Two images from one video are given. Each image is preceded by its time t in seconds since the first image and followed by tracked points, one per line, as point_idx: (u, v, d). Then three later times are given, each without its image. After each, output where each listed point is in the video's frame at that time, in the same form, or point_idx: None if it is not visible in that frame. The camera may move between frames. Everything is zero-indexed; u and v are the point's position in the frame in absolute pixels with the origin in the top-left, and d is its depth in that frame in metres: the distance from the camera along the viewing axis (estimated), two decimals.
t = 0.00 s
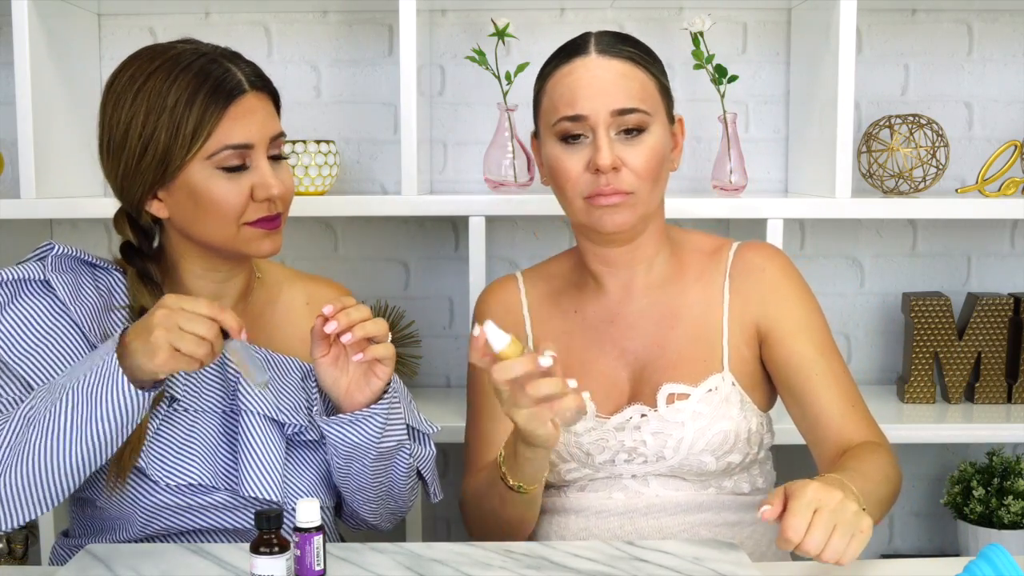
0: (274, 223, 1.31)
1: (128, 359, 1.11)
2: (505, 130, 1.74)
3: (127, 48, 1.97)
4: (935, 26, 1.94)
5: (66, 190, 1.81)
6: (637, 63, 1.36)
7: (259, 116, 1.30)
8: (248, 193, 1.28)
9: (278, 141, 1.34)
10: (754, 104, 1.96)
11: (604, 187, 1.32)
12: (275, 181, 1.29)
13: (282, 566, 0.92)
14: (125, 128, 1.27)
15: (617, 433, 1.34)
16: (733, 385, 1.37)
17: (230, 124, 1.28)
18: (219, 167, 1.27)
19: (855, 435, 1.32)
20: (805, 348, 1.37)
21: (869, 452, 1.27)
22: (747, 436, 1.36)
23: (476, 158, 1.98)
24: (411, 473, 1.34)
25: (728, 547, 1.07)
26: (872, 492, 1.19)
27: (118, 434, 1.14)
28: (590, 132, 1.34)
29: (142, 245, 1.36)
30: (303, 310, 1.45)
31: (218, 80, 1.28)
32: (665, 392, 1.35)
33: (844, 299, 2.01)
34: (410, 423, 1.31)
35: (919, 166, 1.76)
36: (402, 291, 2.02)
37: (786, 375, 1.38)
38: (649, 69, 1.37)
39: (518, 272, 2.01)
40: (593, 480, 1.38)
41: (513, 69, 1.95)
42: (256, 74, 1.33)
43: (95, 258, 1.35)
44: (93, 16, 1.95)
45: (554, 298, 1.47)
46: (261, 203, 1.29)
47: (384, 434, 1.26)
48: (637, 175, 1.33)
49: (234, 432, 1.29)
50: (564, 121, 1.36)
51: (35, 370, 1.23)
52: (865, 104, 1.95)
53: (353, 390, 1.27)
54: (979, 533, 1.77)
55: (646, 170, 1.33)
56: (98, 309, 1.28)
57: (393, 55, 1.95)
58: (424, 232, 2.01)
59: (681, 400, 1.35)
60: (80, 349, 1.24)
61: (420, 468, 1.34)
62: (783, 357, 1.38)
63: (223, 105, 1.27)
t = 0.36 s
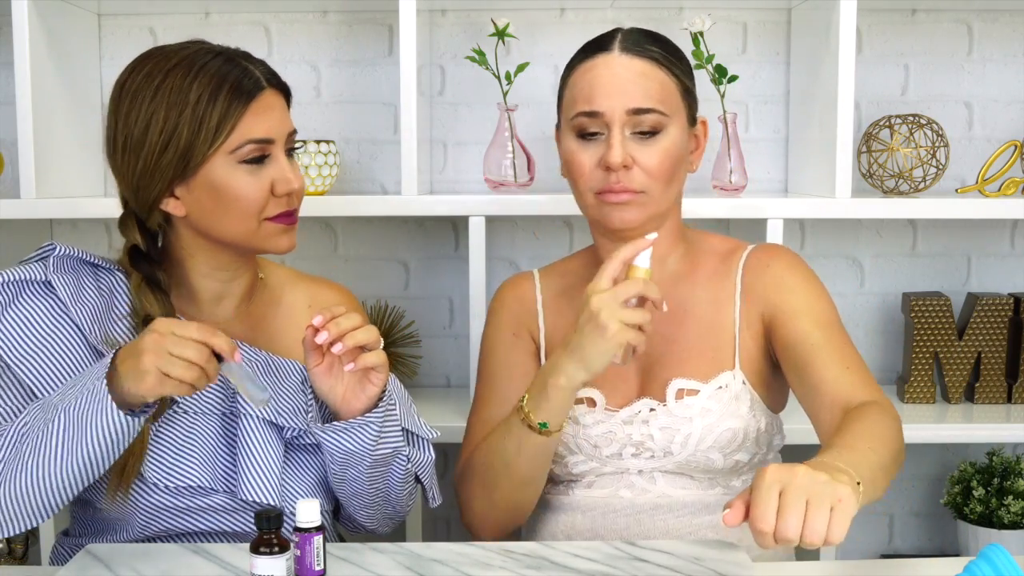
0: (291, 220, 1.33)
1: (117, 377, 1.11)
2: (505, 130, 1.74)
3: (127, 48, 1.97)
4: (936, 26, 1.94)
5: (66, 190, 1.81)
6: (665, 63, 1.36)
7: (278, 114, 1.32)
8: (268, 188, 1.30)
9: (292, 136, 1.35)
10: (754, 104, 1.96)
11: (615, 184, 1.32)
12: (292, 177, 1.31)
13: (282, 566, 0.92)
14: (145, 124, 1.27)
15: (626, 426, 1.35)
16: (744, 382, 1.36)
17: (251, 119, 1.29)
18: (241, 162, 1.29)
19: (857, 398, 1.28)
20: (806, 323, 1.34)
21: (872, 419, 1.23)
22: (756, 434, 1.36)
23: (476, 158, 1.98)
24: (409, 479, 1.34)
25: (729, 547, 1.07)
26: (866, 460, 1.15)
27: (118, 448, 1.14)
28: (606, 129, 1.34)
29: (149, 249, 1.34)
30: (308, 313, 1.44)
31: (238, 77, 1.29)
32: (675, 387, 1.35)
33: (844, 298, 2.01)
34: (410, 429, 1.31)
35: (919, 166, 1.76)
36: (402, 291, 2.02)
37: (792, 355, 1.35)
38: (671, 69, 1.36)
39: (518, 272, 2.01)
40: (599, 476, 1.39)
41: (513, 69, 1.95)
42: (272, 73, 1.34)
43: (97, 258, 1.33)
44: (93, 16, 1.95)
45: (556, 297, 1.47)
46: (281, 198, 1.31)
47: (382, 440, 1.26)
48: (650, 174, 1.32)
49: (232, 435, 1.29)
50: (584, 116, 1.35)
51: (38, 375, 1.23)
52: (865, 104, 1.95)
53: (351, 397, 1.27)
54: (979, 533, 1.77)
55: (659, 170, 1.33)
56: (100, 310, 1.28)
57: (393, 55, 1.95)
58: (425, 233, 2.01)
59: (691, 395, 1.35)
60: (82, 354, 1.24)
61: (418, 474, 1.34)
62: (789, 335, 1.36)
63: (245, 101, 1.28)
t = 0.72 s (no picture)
0: (306, 218, 1.35)
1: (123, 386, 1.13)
2: (505, 130, 1.74)
3: (127, 48, 1.97)
4: (936, 27, 1.94)
5: (66, 190, 1.81)
6: (672, 68, 1.34)
7: (295, 114, 1.34)
8: (289, 187, 1.31)
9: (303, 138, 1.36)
10: (754, 104, 1.96)
11: (605, 193, 1.34)
12: (310, 176, 1.32)
13: (282, 566, 0.92)
14: (167, 124, 1.26)
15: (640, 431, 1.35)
16: (762, 399, 1.37)
17: (272, 119, 1.30)
18: (263, 161, 1.29)
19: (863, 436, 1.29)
20: (826, 350, 1.35)
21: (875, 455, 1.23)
22: (769, 449, 1.37)
23: (476, 158, 1.98)
24: (413, 480, 1.34)
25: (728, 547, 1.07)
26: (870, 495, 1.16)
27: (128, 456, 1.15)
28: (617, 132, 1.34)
29: (164, 251, 1.35)
30: (310, 313, 1.46)
31: (257, 79, 1.30)
32: (692, 398, 1.35)
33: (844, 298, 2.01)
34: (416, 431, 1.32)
35: (919, 166, 1.76)
36: (402, 291, 2.03)
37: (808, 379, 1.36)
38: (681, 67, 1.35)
39: (518, 272, 2.02)
40: (609, 475, 1.39)
41: (513, 69, 1.95)
42: (285, 75, 1.36)
43: (101, 260, 1.34)
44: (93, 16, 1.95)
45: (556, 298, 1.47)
46: (300, 198, 1.33)
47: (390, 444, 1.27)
48: (663, 174, 1.32)
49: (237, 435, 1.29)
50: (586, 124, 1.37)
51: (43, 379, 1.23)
52: (865, 104, 1.95)
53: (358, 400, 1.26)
54: (979, 533, 1.77)
55: (670, 169, 1.32)
56: (105, 311, 1.28)
57: (393, 55, 1.95)
58: (425, 233, 2.01)
59: (708, 405, 1.36)
60: (88, 357, 1.25)
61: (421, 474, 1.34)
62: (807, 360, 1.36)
63: (262, 102, 1.29)
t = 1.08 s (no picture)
0: (297, 224, 1.37)
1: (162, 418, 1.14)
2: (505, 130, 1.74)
3: (127, 48, 1.97)
4: (936, 27, 1.94)
5: (66, 190, 1.81)
6: (696, 65, 1.34)
7: (289, 120, 1.34)
8: (281, 193, 1.32)
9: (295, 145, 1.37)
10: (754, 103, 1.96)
11: (619, 188, 1.35)
12: (302, 183, 1.33)
13: (281, 566, 0.92)
14: (160, 127, 1.27)
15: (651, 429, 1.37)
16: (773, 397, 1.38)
17: (266, 125, 1.31)
18: (255, 167, 1.30)
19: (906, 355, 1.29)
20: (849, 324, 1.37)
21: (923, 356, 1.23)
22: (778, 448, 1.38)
23: (476, 158, 1.98)
24: (406, 477, 1.35)
25: (729, 547, 1.07)
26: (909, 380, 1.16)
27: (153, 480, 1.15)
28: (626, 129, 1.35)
29: (154, 251, 1.35)
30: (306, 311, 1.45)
31: (254, 83, 1.31)
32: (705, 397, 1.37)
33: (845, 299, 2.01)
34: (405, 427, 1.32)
35: (919, 166, 1.76)
36: (402, 291, 2.03)
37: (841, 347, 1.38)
38: (701, 69, 1.34)
39: (518, 272, 2.02)
40: (618, 475, 1.39)
41: (513, 69, 1.95)
42: (281, 79, 1.37)
43: (93, 263, 1.35)
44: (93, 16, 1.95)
45: (555, 297, 1.47)
46: (291, 203, 1.33)
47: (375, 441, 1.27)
48: (660, 176, 1.33)
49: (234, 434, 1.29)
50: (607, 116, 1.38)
51: (43, 388, 1.25)
52: (865, 104, 1.95)
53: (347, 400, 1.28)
54: (978, 532, 1.77)
55: (676, 170, 1.33)
56: (99, 315, 1.30)
57: (393, 55, 1.95)
58: (425, 233, 2.01)
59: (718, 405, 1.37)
60: (85, 362, 1.27)
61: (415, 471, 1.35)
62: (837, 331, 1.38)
63: (257, 108, 1.30)
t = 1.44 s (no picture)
0: (264, 221, 1.38)
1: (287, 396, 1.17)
2: (505, 130, 1.74)
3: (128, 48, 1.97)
4: (936, 27, 1.94)
5: (66, 190, 1.81)
6: (662, 63, 1.35)
7: (249, 116, 1.35)
8: (244, 190, 1.33)
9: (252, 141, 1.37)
10: (754, 103, 1.96)
11: (589, 186, 1.36)
12: (264, 178, 1.34)
13: (281, 566, 0.92)
14: (120, 133, 1.29)
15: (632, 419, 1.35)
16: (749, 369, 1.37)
17: (225, 124, 1.32)
18: (218, 167, 1.31)
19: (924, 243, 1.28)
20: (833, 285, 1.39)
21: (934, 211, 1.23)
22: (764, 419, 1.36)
23: (476, 158, 1.98)
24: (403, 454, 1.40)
25: (729, 547, 1.07)
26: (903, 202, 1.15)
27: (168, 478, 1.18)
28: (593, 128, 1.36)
29: (124, 257, 1.37)
30: (280, 302, 1.48)
31: (210, 83, 1.31)
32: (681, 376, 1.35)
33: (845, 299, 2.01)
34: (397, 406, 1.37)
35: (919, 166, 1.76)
36: (402, 291, 2.02)
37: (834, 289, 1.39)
38: (668, 69, 1.35)
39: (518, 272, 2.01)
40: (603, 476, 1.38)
41: (513, 69, 1.95)
42: (239, 76, 1.38)
43: (63, 274, 1.36)
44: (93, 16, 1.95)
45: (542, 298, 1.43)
46: (256, 200, 1.34)
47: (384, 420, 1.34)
48: (627, 175, 1.34)
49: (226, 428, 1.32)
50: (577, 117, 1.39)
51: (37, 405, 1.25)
52: (865, 104, 1.95)
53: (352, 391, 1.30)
54: (978, 532, 1.77)
55: (644, 169, 1.34)
56: (79, 326, 1.31)
57: (393, 55, 1.95)
58: (425, 233, 2.01)
59: (698, 382, 1.35)
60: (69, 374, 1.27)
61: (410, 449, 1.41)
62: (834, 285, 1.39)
63: (215, 108, 1.31)
